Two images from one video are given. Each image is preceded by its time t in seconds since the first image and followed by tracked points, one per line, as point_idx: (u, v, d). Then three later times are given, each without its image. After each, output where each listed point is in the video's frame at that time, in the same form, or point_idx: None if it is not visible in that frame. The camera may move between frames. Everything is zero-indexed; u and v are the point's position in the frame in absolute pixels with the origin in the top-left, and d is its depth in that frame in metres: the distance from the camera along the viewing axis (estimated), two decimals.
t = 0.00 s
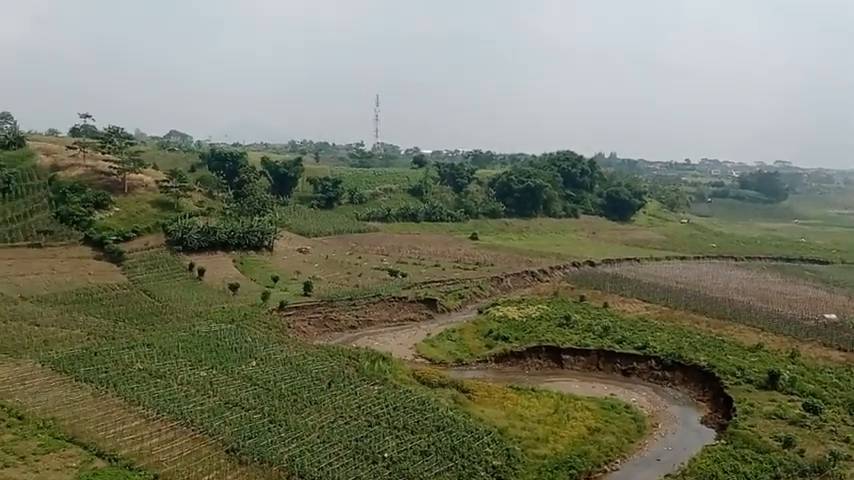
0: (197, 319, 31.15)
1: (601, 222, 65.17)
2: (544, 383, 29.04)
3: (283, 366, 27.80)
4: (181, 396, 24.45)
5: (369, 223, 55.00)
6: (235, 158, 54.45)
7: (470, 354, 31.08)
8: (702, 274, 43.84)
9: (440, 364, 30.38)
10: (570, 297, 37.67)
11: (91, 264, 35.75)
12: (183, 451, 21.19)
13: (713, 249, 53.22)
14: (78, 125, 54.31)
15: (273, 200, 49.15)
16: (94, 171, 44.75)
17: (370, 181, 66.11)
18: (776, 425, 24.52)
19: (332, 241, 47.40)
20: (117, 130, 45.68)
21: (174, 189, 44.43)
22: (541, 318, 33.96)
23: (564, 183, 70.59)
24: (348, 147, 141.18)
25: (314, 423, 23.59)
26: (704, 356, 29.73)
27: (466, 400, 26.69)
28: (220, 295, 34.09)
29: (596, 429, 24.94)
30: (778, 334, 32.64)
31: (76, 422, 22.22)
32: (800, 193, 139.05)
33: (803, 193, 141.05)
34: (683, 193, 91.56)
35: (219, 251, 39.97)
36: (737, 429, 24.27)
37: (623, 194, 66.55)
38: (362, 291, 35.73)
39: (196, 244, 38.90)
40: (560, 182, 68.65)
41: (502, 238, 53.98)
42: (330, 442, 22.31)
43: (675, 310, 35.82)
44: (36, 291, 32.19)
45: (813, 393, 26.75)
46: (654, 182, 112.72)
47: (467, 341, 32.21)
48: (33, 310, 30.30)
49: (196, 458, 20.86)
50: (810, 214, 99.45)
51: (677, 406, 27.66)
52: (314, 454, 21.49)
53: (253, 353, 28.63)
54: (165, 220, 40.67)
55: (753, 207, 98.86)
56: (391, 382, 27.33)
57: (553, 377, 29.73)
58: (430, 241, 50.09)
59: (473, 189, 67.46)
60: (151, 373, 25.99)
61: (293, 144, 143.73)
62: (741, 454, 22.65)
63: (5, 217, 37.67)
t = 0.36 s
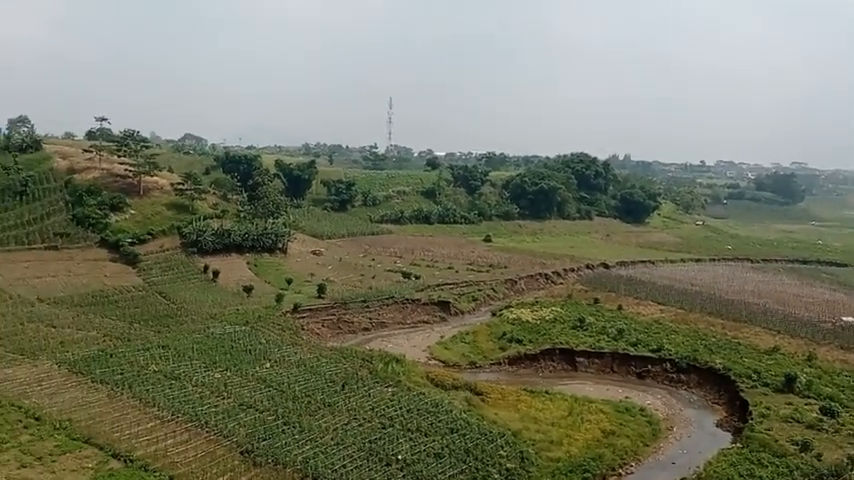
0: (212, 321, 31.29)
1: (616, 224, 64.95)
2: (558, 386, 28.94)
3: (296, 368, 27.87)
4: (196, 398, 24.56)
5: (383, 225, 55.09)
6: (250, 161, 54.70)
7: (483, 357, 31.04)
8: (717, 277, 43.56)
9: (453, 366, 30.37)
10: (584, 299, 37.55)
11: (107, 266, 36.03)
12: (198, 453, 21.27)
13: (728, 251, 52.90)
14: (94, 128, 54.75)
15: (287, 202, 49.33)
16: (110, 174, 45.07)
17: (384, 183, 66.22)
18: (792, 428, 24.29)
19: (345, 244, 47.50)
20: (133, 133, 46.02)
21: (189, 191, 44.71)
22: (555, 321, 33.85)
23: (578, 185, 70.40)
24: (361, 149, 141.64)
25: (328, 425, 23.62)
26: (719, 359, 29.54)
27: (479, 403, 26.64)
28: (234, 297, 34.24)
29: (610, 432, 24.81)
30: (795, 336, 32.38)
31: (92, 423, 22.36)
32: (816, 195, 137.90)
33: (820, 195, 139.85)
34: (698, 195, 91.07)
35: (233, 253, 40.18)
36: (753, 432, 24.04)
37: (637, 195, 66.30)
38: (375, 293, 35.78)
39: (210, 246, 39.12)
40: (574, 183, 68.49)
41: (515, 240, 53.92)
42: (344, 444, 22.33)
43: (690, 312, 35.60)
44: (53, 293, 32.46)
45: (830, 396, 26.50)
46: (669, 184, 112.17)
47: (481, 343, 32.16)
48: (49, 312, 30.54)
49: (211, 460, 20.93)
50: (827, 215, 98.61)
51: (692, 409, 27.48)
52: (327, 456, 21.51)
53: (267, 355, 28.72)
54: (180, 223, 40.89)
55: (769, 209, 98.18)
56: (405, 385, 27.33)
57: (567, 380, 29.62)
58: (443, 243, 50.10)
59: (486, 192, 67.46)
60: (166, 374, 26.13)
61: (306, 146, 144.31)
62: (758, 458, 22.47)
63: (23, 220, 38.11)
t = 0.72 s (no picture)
0: (229, 323, 31.47)
1: (633, 226, 64.64)
2: (576, 389, 28.81)
3: (313, 370, 27.94)
4: (214, 400, 24.68)
5: (399, 227, 55.18)
6: (267, 163, 54.99)
7: (500, 359, 30.97)
8: (737, 279, 43.18)
9: (470, 368, 30.35)
10: (601, 302, 37.36)
11: (126, 268, 36.35)
12: (216, 454, 21.38)
13: (747, 254, 52.44)
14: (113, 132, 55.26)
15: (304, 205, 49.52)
16: (129, 177, 45.47)
17: (401, 186, 66.32)
18: (813, 433, 24.01)
19: (362, 246, 47.60)
20: (152, 137, 46.43)
21: (207, 193, 44.42)
22: (572, 324, 33.70)
23: (595, 187, 70.13)
24: (377, 152, 142.08)
25: (345, 427, 23.66)
26: (739, 363, 29.29)
27: (496, 405, 26.57)
28: (252, 299, 34.41)
29: (628, 435, 24.64)
30: (815, 340, 32.02)
31: (111, 424, 22.54)
32: (837, 197, 136.37)
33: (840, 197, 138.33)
34: (717, 197, 90.44)
35: (251, 255, 40.41)
36: (774, 437, 23.79)
37: (655, 197, 65.93)
38: (392, 295, 35.84)
39: (228, 248, 39.35)
40: (592, 186, 68.23)
41: (532, 243, 53.80)
42: (361, 446, 22.34)
43: (709, 315, 35.31)
44: (73, 294, 32.80)
45: (852, 401, 26.16)
46: (687, 186, 111.47)
47: (498, 346, 32.09)
48: (70, 314, 30.84)
49: (229, 461, 21.03)
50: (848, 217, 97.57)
51: (712, 412, 27.25)
52: (344, 458, 21.54)
53: (285, 357, 28.83)
54: (198, 225, 41.17)
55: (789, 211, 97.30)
56: (422, 387, 27.32)
57: (585, 383, 29.48)
58: (460, 245, 50.07)
59: (503, 194, 67.38)
60: (184, 375, 26.30)
61: (323, 149, 144.99)
62: (778, 463, 22.24)
63: (44, 222, 38.56)
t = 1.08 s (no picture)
0: (244, 323, 31.63)
1: (648, 227, 64.33)
2: (590, 390, 28.71)
3: (327, 371, 28.02)
4: (228, 400, 24.81)
5: (413, 228, 55.22)
6: (281, 165, 55.21)
7: (514, 361, 30.93)
8: (753, 281, 42.84)
9: (484, 369, 30.33)
10: (616, 303, 37.20)
11: (142, 269, 36.63)
12: (231, 454, 21.47)
13: (764, 255, 52.04)
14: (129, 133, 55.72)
15: (318, 206, 49.67)
16: (144, 178, 45.81)
17: (414, 187, 66.36)
18: (831, 435, 23.77)
19: (376, 247, 47.67)
20: (167, 138, 46.75)
21: (222, 194, 44.65)
22: (586, 325, 33.59)
23: (610, 188, 69.86)
24: (390, 153, 142.34)
25: (358, 427, 23.70)
26: (755, 365, 29.07)
27: (510, 407, 26.52)
28: (266, 300, 34.57)
29: (643, 437, 24.52)
30: (833, 341, 31.71)
31: (127, 423, 22.70)
32: None
33: None
34: (733, 198, 89.77)
35: (265, 256, 40.60)
36: (790, 439, 23.58)
37: (670, 198, 65.57)
38: (406, 296, 35.87)
39: (243, 249, 39.57)
40: (606, 186, 67.97)
41: (546, 244, 53.67)
42: (374, 446, 22.37)
43: (724, 316, 35.08)
44: (90, 295, 33.09)
45: None
46: (703, 186, 110.75)
47: (511, 347, 32.04)
48: (86, 314, 31.11)
49: (243, 461, 21.12)
50: None
51: (727, 414, 27.06)
52: (358, 458, 21.56)
53: (299, 357, 28.93)
54: (213, 226, 41.42)
55: (807, 211, 96.42)
56: (435, 388, 27.33)
57: (599, 384, 29.37)
58: (474, 246, 50.05)
59: (517, 194, 67.25)
60: (199, 375, 26.45)
61: (336, 150, 145.32)
62: (795, 465, 22.04)
63: (61, 224, 38.94)
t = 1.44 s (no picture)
0: (258, 323, 31.75)
1: (662, 227, 63.99)
2: (604, 390, 28.60)
3: (341, 370, 28.06)
4: (242, 399, 24.91)
5: (427, 228, 55.24)
6: (295, 165, 55.38)
7: (528, 361, 30.87)
8: (770, 281, 42.51)
9: (497, 370, 30.29)
10: (630, 304, 37.03)
11: (157, 269, 36.87)
12: (245, 453, 21.54)
13: (780, 255, 51.61)
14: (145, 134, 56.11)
15: (331, 206, 49.79)
16: (159, 179, 46.09)
17: (427, 187, 66.36)
18: (848, 437, 23.54)
19: (389, 247, 47.71)
20: (182, 138, 47.01)
21: (237, 194, 44.53)
22: (601, 325, 33.46)
23: (624, 188, 69.57)
24: (403, 153, 142.45)
25: (372, 427, 23.72)
26: (771, 366, 28.85)
27: (524, 407, 26.45)
28: (280, 300, 34.70)
29: (658, 438, 24.39)
30: (851, 343, 31.40)
31: (142, 422, 22.85)
32: None
33: None
34: (749, 197, 89.12)
35: (279, 256, 40.75)
36: (807, 441, 23.38)
37: (685, 198, 65.19)
38: (419, 296, 35.89)
39: (257, 249, 39.74)
40: (621, 186, 67.64)
41: (560, 244, 53.51)
42: (388, 446, 22.37)
43: (740, 317, 34.85)
44: (106, 294, 33.34)
45: None
46: (718, 186, 110.05)
47: (525, 348, 31.97)
48: (103, 313, 31.35)
49: (258, 460, 21.19)
50: None
51: (743, 416, 26.87)
52: (372, 458, 21.58)
53: (313, 357, 28.99)
54: (227, 226, 41.63)
55: (824, 211, 95.55)
56: (449, 388, 27.31)
57: (613, 385, 29.26)
58: (488, 246, 49.99)
59: (530, 194, 67.08)
60: (214, 375, 26.58)
61: (350, 150, 145.60)
62: (812, 467, 21.84)
63: (77, 223, 39.25)
